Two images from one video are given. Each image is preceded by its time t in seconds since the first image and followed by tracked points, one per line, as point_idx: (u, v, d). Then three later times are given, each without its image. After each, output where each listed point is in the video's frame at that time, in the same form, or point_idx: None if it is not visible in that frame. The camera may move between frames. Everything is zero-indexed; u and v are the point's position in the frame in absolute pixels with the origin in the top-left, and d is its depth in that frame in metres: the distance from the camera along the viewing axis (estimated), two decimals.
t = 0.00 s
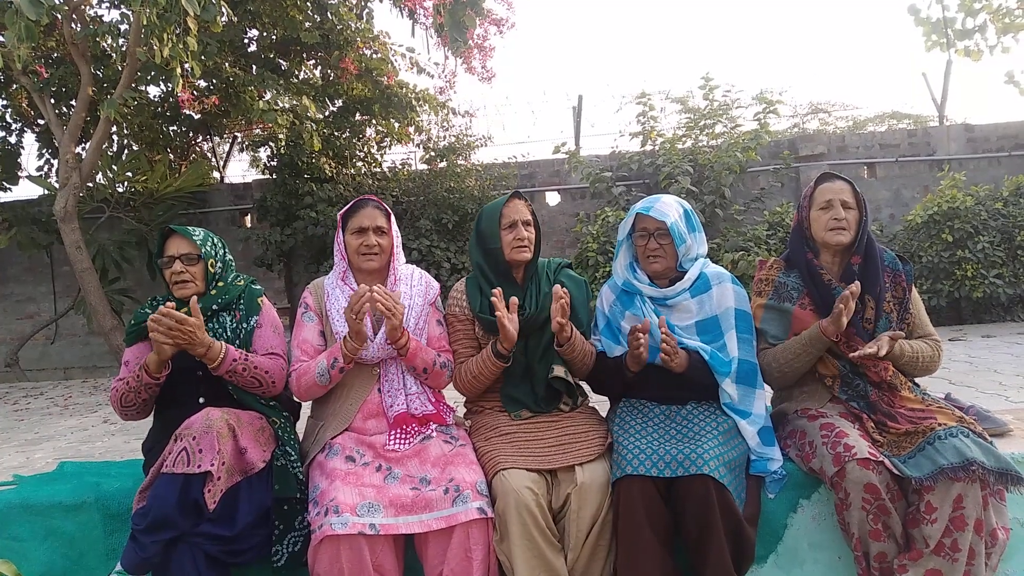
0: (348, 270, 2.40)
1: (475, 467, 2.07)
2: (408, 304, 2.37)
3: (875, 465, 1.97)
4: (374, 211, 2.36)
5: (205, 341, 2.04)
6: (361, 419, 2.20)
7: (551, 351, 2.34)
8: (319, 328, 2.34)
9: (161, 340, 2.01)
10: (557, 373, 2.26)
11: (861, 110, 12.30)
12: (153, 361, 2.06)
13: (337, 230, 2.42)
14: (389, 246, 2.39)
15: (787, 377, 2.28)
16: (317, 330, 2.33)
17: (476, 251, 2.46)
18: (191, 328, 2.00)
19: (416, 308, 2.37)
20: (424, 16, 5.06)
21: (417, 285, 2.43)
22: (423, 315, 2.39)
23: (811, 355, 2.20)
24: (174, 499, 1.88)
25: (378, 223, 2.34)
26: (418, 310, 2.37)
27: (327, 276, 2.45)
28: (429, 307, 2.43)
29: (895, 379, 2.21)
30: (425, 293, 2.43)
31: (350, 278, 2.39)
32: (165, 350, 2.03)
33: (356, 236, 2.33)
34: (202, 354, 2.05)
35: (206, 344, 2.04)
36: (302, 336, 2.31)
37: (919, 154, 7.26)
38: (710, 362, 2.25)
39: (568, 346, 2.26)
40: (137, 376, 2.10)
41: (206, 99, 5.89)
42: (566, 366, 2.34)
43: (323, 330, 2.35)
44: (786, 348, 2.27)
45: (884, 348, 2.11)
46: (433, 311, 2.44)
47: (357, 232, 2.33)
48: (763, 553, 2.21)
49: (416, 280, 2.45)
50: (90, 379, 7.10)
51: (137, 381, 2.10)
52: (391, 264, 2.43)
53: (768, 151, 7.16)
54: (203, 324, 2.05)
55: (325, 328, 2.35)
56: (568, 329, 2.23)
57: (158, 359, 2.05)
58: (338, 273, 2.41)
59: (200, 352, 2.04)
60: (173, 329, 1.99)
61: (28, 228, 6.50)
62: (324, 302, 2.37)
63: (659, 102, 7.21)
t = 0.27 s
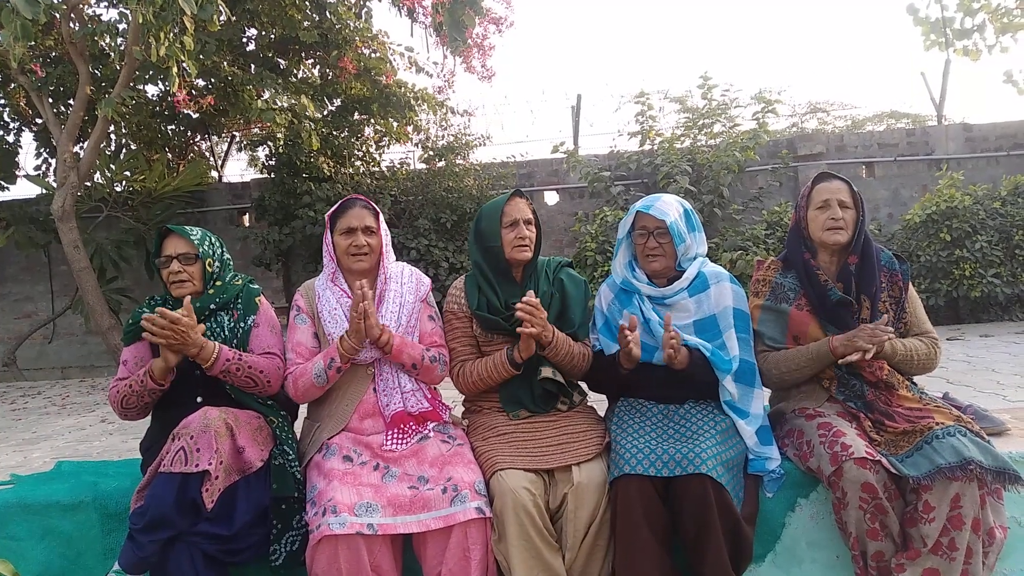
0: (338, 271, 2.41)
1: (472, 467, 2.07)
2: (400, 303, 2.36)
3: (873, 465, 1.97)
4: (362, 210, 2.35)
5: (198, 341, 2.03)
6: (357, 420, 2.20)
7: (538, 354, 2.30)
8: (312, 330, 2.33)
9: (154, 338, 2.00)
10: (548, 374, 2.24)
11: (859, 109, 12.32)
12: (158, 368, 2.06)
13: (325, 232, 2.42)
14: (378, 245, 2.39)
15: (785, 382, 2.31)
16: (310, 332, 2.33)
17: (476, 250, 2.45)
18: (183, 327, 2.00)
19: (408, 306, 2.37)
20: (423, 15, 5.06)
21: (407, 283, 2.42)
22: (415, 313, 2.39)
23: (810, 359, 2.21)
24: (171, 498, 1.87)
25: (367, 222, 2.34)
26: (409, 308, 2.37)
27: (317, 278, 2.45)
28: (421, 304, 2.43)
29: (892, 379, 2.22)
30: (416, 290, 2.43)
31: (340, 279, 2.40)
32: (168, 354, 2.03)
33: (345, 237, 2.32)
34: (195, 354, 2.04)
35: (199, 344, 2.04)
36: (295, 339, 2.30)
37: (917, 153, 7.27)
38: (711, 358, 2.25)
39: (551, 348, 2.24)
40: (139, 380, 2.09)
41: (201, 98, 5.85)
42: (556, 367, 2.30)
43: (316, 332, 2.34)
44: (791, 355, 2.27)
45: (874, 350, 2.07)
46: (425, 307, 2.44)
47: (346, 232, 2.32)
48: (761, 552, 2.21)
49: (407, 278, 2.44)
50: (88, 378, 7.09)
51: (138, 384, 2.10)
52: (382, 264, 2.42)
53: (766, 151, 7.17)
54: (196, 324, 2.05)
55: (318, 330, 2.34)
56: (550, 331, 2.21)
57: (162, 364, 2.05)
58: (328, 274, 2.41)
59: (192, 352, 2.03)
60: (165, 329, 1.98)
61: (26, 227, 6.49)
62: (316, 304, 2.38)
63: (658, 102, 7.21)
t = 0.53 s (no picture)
0: (336, 270, 2.40)
1: (473, 467, 2.07)
2: (399, 303, 2.36)
3: (873, 465, 1.97)
4: (360, 211, 2.35)
5: (200, 346, 2.03)
6: (357, 419, 2.20)
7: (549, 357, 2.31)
8: (311, 332, 2.33)
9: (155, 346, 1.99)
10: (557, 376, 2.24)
11: (859, 109, 12.31)
12: (159, 372, 2.06)
13: (323, 232, 2.42)
14: (377, 246, 2.39)
15: (785, 382, 2.31)
16: (309, 334, 2.33)
17: (490, 245, 2.44)
18: (183, 334, 1.99)
19: (407, 308, 2.37)
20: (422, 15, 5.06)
21: (407, 283, 2.42)
22: (415, 313, 2.39)
23: (811, 360, 2.21)
24: (172, 498, 1.87)
25: (365, 222, 2.34)
26: (408, 309, 2.37)
27: (317, 278, 2.45)
28: (421, 305, 2.43)
29: (892, 379, 2.22)
30: (415, 291, 2.43)
31: (338, 279, 2.39)
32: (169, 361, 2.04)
33: (344, 237, 2.33)
34: (197, 359, 2.05)
35: (200, 350, 2.04)
36: (294, 340, 2.30)
37: (917, 153, 7.27)
38: (701, 363, 2.26)
39: (564, 355, 2.26)
40: (140, 383, 2.09)
41: (203, 98, 5.97)
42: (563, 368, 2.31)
43: (315, 333, 2.34)
44: (791, 356, 2.27)
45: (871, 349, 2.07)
46: (425, 308, 2.44)
47: (344, 233, 2.32)
48: (762, 551, 2.21)
49: (407, 278, 2.44)
50: (88, 378, 7.09)
51: (139, 387, 2.10)
52: (380, 264, 2.42)
53: (766, 151, 7.17)
54: (196, 329, 2.05)
55: (317, 331, 2.34)
56: (566, 338, 2.23)
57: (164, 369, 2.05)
58: (327, 274, 2.41)
59: (195, 357, 2.04)
60: (165, 336, 1.97)
61: (26, 227, 6.49)
62: (314, 304, 2.37)
63: (658, 102, 7.21)
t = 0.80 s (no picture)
0: (343, 270, 2.40)
1: (473, 467, 2.07)
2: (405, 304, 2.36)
3: (873, 464, 1.97)
4: (369, 211, 2.35)
5: (206, 337, 2.04)
6: (358, 419, 2.20)
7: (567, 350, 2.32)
8: (316, 330, 2.34)
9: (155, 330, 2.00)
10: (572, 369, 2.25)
11: (859, 109, 12.31)
12: (149, 357, 2.05)
13: (331, 230, 2.41)
14: (384, 247, 2.39)
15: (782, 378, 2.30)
16: (314, 332, 2.33)
17: (501, 242, 2.45)
18: (193, 322, 2.00)
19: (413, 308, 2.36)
20: (422, 17, 5.06)
21: (413, 284, 2.43)
22: (420, 314, 2.39)
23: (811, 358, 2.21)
24: (172, 499, 1.87)
25: (373, 223, 2.34)
26: (416, 309, 2.37)
27: (322, 277, 2.44)
28: (427, 306, 2.43)
29: (892, 379, 2.22)
30: (422, 293, 2.43)
31: (345, 278, 2.39)
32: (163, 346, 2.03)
33: (352, 237, 2.33)
34: (201, 350, 2.04)
35: (206, 341, 2.04)
36: (298, 338, 2.30)
37: (917, 153, 7.26)
38: (707, 357, 2.26)
39: (585, 344, 2.25)
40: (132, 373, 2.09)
41: (200, 101, 6.01)
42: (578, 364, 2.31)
43: (320, 331, 2.35)
44: (786, 350, 2.26)
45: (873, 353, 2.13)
46: (430, 310, 2.45)
47: (353, 232, 2.33)
48: (762, 551, 2.20)
49: (413, 280, 2.44)
50: (88, 379, 7.09)
51: (133, 379, 2.10)
52: (387, 264, 2.41)
53: (766, 151, 7.17)
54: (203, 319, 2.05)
55: (322, 329, 2.34)
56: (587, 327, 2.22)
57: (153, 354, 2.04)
58: (333, 273, 2.40)
59: (199, 348, 2.03)
60: (174, 322, 1.98)
61: (26, 228, 6.50)
62: (321, 304, 2.37)
63: (657, 102, 7.21)
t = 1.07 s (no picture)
0: (352, 268, 2.40)
1: (474, 467, 2.07)
2: (412, 305, 2.37)
3: (874, 464, 1.97)
4: (380, 210, 2.35)
5: (198, 346, 2.03)
6: (362, 419, 2.20)
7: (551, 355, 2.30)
8: (323, 327, 2.34)
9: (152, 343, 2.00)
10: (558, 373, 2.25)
11: (859, 109, 12.31)
12: (157, 370, 2.06)
13: (341, 229, 2.42)
14: (393, 247, 2.38)
15: (784, 384, 2.31)
16: (321, 329, 2.33)
17: (497, 242, 2.44)
18: (182, 333, 1.99)
19: (420, 311, 2.37)
20: (421, 16, 5.05)
21: (420, 286, 2.43)
22: (426, 316, 2.39)
23: (810, 362, 2.21)
24: (172, 499, 1.87)
25: (384, 222, 2.34)
26: (421, 312, 2.37)
27: (330, 275, 2.45)
28: (433, 309, 2.43)
29: (892, 379, 2.22)
30: (428, 294, 2.43)
31: (353, 277, 2.40)
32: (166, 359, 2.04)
33: (361, 235, 2.33)
34: (194, 358, 2.04)
35: (198, 349, 2.04)
36: (305, 335, 2.30)
37: (917, 152, 7.26)
38: (700, 361, 2.27)
39: (566, 352, 2.25)
40: (139, 383, 2.09)
41: (198, 101, 5.98)
42: (566, 366, 2.30)
43: (327, 329, 2.34)
44: (789, 359, 2.27)
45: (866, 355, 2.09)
46: (437, 312, 2.44)
47: (362, 231, 2.33)
48: (763, 551, 2.21)
49: (420, 281, 2.45)
50: (88, 379, 7.10)
51: (138, 388, 2.09)
52: (395, 264, 2.42)
53: (766, 150, 7.16)
54: (195, 328, 2.05)
55: (329, 327, 2.34)
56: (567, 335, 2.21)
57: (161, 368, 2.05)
58: (342, 272, 2.41)
59: (192, 356, 2.03)
60: (163, 334, 1.97)
61: (26, 228, 6.49)
62: (328, 301, 2.37)
63: (657, 101, 7.21)
